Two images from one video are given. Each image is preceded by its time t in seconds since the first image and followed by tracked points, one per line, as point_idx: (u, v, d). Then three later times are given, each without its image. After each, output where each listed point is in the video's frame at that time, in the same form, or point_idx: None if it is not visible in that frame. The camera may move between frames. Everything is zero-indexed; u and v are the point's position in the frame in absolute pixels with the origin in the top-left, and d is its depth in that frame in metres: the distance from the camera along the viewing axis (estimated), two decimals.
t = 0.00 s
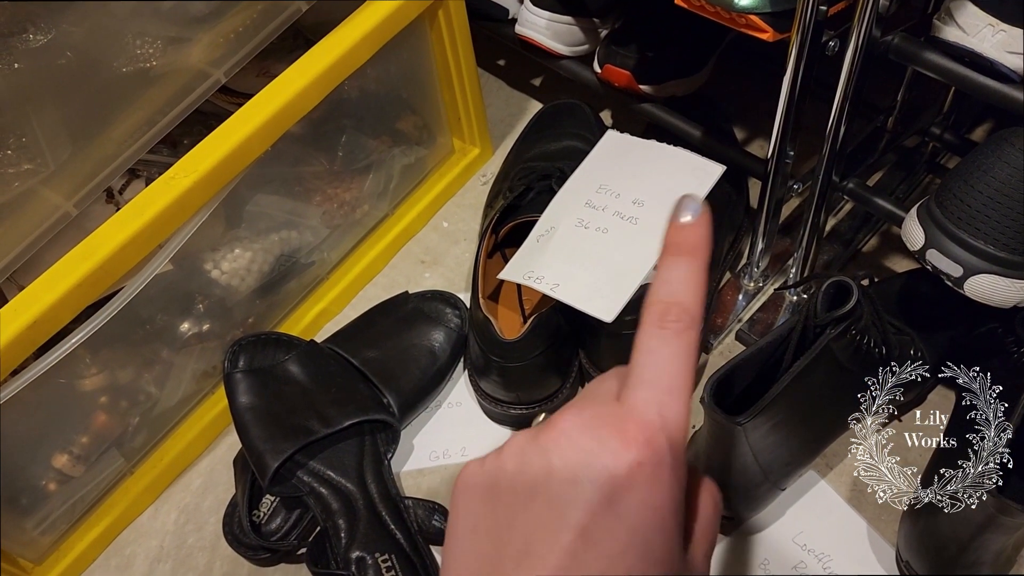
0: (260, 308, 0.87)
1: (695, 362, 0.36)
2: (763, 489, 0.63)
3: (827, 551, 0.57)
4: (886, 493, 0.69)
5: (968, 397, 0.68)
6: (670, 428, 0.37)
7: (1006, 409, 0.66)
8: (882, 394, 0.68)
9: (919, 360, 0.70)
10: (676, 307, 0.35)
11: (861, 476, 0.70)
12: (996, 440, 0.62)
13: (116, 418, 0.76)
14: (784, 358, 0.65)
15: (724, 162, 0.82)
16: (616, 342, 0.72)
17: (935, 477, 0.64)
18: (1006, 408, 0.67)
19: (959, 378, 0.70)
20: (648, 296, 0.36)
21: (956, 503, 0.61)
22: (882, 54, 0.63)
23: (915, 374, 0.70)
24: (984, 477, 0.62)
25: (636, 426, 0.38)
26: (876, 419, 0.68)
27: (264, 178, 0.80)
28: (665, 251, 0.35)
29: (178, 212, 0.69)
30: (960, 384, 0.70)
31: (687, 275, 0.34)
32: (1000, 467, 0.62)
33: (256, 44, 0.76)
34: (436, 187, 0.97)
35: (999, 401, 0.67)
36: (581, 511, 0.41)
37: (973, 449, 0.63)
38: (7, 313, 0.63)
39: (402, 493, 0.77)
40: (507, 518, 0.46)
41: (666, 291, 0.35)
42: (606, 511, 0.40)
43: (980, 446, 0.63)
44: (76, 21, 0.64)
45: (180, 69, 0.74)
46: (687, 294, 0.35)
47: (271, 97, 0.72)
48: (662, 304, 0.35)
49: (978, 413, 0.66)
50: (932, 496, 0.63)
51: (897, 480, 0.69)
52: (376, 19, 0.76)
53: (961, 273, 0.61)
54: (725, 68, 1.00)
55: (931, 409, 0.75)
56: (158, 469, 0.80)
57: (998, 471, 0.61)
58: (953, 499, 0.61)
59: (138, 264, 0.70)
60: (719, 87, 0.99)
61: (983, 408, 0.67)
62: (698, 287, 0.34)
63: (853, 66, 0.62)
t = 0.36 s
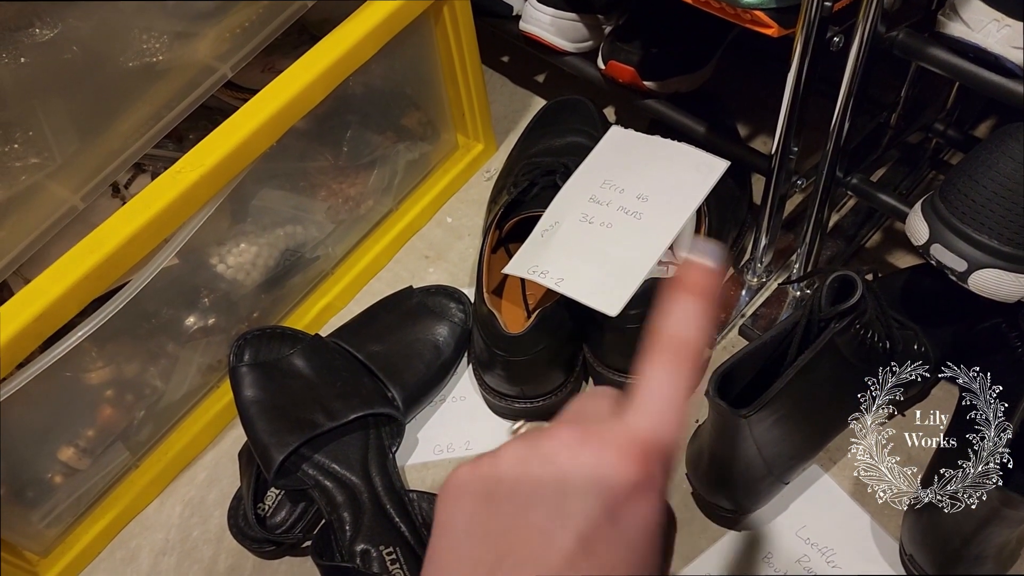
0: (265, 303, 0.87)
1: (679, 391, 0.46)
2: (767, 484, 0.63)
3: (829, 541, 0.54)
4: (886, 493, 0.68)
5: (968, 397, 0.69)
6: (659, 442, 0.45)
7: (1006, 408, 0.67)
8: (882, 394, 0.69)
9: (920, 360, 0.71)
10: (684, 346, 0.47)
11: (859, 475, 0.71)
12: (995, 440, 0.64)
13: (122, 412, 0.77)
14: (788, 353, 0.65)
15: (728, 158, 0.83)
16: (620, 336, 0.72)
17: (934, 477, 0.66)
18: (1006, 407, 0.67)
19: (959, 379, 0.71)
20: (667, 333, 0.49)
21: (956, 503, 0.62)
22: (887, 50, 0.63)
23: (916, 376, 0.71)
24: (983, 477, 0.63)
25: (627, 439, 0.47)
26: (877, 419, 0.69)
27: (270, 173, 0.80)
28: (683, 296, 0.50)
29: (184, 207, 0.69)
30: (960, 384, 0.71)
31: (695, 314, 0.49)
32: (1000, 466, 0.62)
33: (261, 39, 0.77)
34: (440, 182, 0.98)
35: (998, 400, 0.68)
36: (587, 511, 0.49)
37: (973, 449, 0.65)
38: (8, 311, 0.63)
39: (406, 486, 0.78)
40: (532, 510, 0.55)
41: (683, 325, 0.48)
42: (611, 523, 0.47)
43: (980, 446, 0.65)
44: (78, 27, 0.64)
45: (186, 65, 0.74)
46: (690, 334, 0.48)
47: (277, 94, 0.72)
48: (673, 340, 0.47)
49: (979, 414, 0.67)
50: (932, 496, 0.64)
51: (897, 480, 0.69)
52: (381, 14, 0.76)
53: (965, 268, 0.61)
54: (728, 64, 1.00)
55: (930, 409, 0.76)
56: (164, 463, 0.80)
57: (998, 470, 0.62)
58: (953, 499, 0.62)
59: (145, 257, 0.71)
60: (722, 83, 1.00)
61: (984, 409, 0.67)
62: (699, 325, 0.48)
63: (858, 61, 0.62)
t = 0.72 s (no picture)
0: (267, 300, 0.88)
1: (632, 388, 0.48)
2: (766, 479, 0.64)
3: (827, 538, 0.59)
4: (886, 494, 0.71)
5: (969, 397, 0.69)
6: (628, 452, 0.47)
7: (1006, 408, 0.68)
8: (882, 394, 0.70)
9: (920, 361, 0.71)
10: (546, 351, 0.50)
11: (860, 474, 0.72)
12: (995, 440, 0.64)
13: (125, 408, 0.77)
14: (787, 350, 0.66)
15: (728, 157, 0.83)
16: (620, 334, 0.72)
17: (934, 477, 0.65)
18: (1006, 407, 0.68)
19: (959, 379, 0.71)
20: (537, 342, 0.50)
21: (956, 503, 0.62)
22: (886, 49, 0.63)
23: (916, 375, 0.71)
24: (983, 477, 0.63)
25: (610, 435, 0.47)
26: (876, 419, 0.71)
27: (273, 171, 0.80)
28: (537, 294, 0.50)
29: (188, 204, 0.69)
30: (960, 384, 0.71)
31: (616, 329, 0.48)
32: (1000, 466, 0.64)
33: (263, 38, 0.77)
34: (441, 180, 0.98)
35: (997, 399, 0.69)
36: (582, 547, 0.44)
37: (973, 449, 0.65)
38: (10, 308, 0.63)
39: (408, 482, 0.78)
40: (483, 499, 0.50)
41: (607, 337, 0.48)
42: (588, 522, 0.47)
43: (980, 446, 0.65)
44: (83, 26, 0.65)
45: (190, 62, 0.74)
46: (555, 338, 0.49)
47: (280, 92, 0.73)
48: (532, 348, 0.50)
49: (979, 413, 0.67)
50: (932, 496, 0.64)
51: (898, 480, 0.71)
52: (384, 14, 0.76)
53: (962, 266, 0.62)
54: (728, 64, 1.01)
55: (930, 409, 0.76)
56: (166, 459, 0.81)
57: (998, 471, 0.63)
58: (954, 499, 0.63)
59: (148, 254, 0.71)
60: (722, 83, 1.00)
61: (984, 408, 0.68)
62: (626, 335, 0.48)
63: (857, 61, 0.63)
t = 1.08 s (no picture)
0: (268, 299, 0.88)
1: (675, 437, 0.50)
2: (766, 479, 0.64)
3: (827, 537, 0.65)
4: (886, 494, 0.71)
5: (969, 397, 0.70)
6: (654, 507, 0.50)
7: (1005, 408, 0.69)
8: (882, 394, 0.70)
9: (919, 360, 0.71)
10: (621, 393, 0.50)
11: (860, 475, 0.73)
12: (995, 440, 0.65)
13: (127, 406, 0.77)
14: (788, 349, 0.66)
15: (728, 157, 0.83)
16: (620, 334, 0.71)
17: (934, 477, 0.66)
18: (1005, 407, 0.69)
19: (959, 378, 0.72)
20: (616, 383, 0.50)
21: (956, 503, 0.63)
22: (887, 50, 0.63)
23: (915, 375, 0.72)
24: (983, 477, 0.64)
25: (645, 490, 0.50)
26: (876, 420, 0.71)
27: (274, 171, 0.81)
28: (625, 332, 0.50)
29: (190, 202, 0.70)
30: (960, 384, 0.72)
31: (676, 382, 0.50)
32: (1001, 466, 0.64)
33: (264, 38, 0.77)
34: (442, 180, 0.98)
35: (997, 398, 0.70)
36: None
37: (973, 449, 0.66)
38: (10, 310, 0.63)
39: (409, 482, 0.78)
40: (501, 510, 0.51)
41: (660, 398, 0.50)
42: None
43: (981, 446, 0.66)
44: (86, 25, 0.65)
45: (193, 62, 0.74)
46: (631, 382, 0.50)
47: (282, 91, 0.73)
48: (611, 389, 0.50)
49: (979, 413, 0.68)
50: (933, 495, 0.65)
51: (897, 480, 0.71)
52: (386, 14, 0.77)
53: (962, 266, 0.62)
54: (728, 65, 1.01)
55: (930, 409, 0.76)
56: (167, 457, 0.81)
57: (998, 470, 0.64)
58: (954, 499, 0.64)
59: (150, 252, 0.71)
60: (722, 84, 1.01)
61: (984, 408, 0.69)
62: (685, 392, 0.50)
63: (857, 61, 0.63)
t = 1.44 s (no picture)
0: (269, 299, 0.88)
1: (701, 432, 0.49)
2: (767, 480, 0.64)
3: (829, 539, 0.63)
4: (886, 494, 0.71)
5: (968, 397, 0.69)
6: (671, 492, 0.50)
7: (1005, 408, 0.69)
8: (882, 394, 0.70)
9: (919, 360, 0.71)
10: (637, 377, 0.49)
11: (859, 475, 0.73)
12: (995, 440, 0.65)
13: (127, 406, 0.77)
14: (789, 350, 0.66)
15: (729, 158, 0.83)
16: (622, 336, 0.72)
17: (934, 477, 0.66)
18: (1006, 407, 0.69)
19: (959, 378, 0.71)
20: (620, 368, 0.49)
21: (956, 503, 0.63)
22: (888, 51, 0.63)
23: (915, 376, 0.71)
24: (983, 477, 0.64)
25: (665, 478, 0.50)
26: (876, 420, 0.71)
27: (275, 171, 0.81)
28: (648, 315, 0.49)
29: (191, 201, 0.70)
30: (960, 384, 0.72)
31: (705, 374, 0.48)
32: (1001, 465, 0.63)
33: (265, 38, 0.77)
34: (443, 181, 0.98)
35: (997, 399, 0.70)
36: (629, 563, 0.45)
37: (973, 449, 0.65)
38: (9, 310, 0.63)
39: (410, 483, 0.78)
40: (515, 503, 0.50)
41: (671, 374, 0.49)
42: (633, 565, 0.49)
43: (980, 446, 0.65)
44: (87, 24, 0.65)
45: (195, 61, 0.74)
46: (649, 366, 0.49)
47: (283, 91, 0.73)
48: (627, 372, 0.49)
49: (979, 413, 0.67)
50: (933, 496, 0.65)
51: (897, 480, 0.71)
52: (387, 14, 0.77)
53: (964, 266, 0.62)
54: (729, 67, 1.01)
55: (930, 408, 0.76)
56: (167, 457, 0.81)
57: (997, 469, 0.63)
58: (954, 499, 0.64)
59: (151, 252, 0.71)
60: (723, 85, 1.01)
61: (983, 408, 0.68)
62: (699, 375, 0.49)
63: (859, 62, 0.63)
